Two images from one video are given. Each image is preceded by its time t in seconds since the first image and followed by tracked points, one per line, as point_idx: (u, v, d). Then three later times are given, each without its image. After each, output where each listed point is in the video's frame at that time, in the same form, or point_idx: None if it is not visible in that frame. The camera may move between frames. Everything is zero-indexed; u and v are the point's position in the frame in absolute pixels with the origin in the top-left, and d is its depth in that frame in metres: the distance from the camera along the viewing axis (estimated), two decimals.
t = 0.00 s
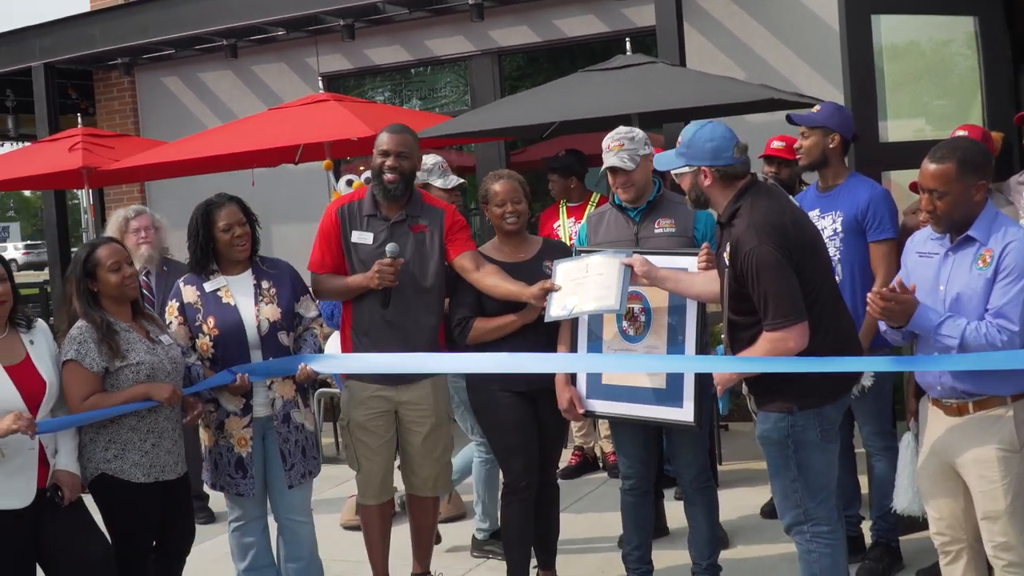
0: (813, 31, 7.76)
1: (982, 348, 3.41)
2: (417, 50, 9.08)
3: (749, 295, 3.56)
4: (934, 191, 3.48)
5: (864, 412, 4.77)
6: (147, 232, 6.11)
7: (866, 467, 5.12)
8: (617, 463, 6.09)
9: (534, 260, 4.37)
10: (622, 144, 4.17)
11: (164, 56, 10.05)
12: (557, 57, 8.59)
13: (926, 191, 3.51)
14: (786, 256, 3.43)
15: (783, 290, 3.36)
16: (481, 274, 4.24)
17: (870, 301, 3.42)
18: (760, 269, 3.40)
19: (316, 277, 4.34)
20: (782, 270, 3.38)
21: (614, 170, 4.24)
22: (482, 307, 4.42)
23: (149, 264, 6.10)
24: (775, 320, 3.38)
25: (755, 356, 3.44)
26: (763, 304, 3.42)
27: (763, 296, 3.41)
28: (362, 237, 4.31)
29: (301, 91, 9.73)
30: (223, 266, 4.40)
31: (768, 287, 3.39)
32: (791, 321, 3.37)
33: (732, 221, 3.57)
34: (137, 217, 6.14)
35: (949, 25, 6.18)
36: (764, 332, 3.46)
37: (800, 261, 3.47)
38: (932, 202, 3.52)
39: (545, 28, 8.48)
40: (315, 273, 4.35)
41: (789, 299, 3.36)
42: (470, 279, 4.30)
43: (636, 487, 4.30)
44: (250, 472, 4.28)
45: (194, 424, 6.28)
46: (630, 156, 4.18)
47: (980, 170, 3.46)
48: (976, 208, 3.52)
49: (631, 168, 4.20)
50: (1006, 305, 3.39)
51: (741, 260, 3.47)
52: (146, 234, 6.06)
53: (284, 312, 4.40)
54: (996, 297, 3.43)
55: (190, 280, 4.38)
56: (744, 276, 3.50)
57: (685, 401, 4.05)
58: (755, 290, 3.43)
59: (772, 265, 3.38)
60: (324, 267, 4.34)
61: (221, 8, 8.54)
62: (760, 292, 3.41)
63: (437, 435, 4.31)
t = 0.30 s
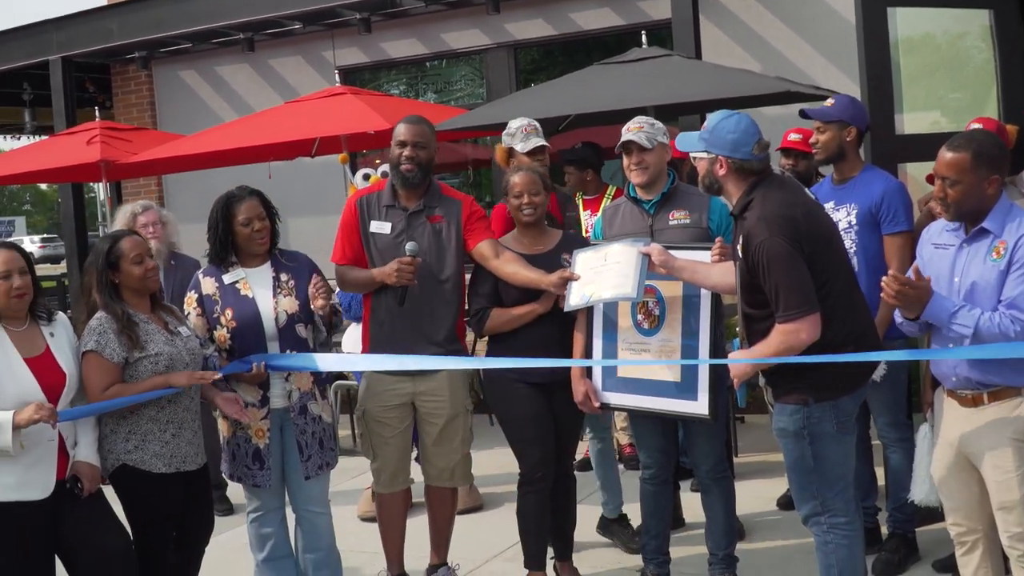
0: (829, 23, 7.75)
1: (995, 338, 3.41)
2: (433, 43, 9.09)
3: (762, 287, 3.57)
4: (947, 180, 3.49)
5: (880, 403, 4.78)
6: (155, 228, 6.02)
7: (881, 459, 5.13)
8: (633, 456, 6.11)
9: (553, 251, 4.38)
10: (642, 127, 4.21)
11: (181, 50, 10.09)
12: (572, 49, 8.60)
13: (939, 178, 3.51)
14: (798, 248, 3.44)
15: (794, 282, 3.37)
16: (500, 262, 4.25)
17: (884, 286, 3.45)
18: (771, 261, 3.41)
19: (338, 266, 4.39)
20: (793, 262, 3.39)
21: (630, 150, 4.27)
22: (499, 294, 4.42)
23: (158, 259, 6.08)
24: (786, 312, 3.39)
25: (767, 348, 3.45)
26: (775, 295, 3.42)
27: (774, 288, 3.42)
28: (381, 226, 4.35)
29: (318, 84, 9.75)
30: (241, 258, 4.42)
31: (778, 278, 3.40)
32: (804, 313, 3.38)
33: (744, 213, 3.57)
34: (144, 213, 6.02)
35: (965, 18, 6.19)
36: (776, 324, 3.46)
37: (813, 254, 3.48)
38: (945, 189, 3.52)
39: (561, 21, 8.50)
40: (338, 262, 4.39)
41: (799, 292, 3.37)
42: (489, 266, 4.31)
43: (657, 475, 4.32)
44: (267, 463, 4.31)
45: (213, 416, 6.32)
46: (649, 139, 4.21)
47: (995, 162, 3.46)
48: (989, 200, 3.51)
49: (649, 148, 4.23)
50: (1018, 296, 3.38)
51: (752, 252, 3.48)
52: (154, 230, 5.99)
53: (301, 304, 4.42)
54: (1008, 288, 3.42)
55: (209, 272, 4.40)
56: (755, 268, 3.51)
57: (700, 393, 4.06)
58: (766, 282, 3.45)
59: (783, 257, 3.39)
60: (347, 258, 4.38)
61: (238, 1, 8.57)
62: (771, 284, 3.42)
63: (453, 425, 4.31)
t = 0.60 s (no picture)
0: (843, 24, 7.78)
1: (1002, 338, 3.42)
2: (448, 40, 9.14)
3: (771, 284, 3.60)
4: (955, 177, 3.54)
5: (889, 401, 4.82)
6: (169, 221, 5.97)
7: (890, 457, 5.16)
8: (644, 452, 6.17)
9: (568, 246, 4.41)
10: (655, 124, 4.23)
11: (198, 44, 10.14)
12: (586, 47, 8.64)
13: (948, 176, 3.57)
14: (808, 244, 3.47)
15: (803, 278, 3.41)
16: (513, 258, 4.33)
17: (892, 287, 3.45)
18: (781, 257, 3.45)
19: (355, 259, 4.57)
20: (802, 258, 3.42)
21: (640, 145, 4.28)
22: (512, 290, 4.49)
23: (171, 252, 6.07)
24: (794, 308, 3.43)
25: (776, 344, 3.48)
26: (784, 291, 3.46)
27: (783, 284, 3.45)
28: (399, 220, 4.46)
29: (333, 79, 9.79)
30: (259, 251, 4.45)
31: (787, 275, 3.43)
32: (812, 308, 3.41)
33: (755, 210, 3.61)
34: (158, 206, 5.96)
35: (977, 20, 6.23)
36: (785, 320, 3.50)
37: (822, 252, 3.51)
38: (954, 187, 3.58)
39: (576, 18, 8.54)
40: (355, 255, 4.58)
41: (808, 288, 3.40)
42: (504, 260, 4.39)
43: (668, 471, 4.37)
44: (281, 453, 4.36)
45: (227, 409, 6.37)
46: (660, 136, 4.23)
47: (1004, 161, 3.50)
48: (997, 200, 3.55)
49: (661, 145, 4.25)
50: None
51: (762, 248, 3.52)
52: (168, 223, 5.95)
53: (318, 292, 4.43)
54: (1016, 288, 3.44)
55: (227, 263, 4.44)
56: (765, 264, 3.55)
57: (709, 387, 4.07)
58: (776, 278, 3.48)
59: (792, 254, 3.43)
60: (363, 252, 4.56)
61: None
62: (780, 280, 3.46)
63: (466, 417, 4.38)
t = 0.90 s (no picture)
0: (858, 24, 7.78)
1: (1014, 337, 3.43)
2: (462, 39, 9.16)
3: (785, 281, 3.62)
4: (962, 173, 3.60)
5: (901, 400, 4.83)
6: (188, 220, 6.00)
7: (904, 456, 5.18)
8: (658, 450, 6.19)
9: (584, 245, 4.44)
10: (670, 125, 4.25)
11: (213, 43, 10.18)
12: (599, 46, 8.66)
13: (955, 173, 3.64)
14: (823, 241, 3.49)
15: (818, 273, 3.43)
16: (529, 256, 4.36)
17: (907, 283, 3.48)
18: (796, 253, 3.47)
19: (371, 258, 4.59)
20: (817, 254, 3.44)
21: (656, 146, 4.29)
22: (528, 288, 4.53)
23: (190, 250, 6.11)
24: (809, 303, 3.44)
25: (789, 340, 3.50)
26: (798, 287, 3.48)
27: (797, 279, 3.47)
28: (415, 219, 4.49)
29: (347, 78, 9.82)
30: (275, 250, 4.49)
31: (802, 270, 3.45)
32: (826, 304, 3.42)
33: (770, 208, 3.64)
34: (177, 204, 6.00)
35: (991, 21, 6.24)
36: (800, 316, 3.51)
37: (837, 249, 3.53)
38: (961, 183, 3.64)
39: (590, 18, 8.56)
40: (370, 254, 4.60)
41: (823, 284, 3.42)
42: (520, 258, 4.42)
43: (681, 469, 4.39)
44: (298, 450, 4.39)
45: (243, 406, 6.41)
46: (676, 136, 4.25)
47: (1006, 161, 3.52)
48: (999, 198, 3.58)
49: (675, 145, 4.26)
50: None
51: (777, 244, 3.53)
52: (187, 222, 5.98)
53: (336, 293, 4.48)
54: None
55: (244, 262, 4.47)
56: (779, 261, 3.57)
57: (723, 386, 4.08)
58: (790, 274, 3.51)
59: (807, 250, 3.45)
60: (379, 252, 4.58)
61: None
62: (795, 276, 3.48)
63: (482, 415, 4.41)
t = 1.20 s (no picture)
0: (868, 17, 7.76)
1: None
2: (471, 34, 9.15)
3: (801, 273, 3.62)
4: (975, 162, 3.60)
5: (913, 394, 4.83)
6: (201, 215, 6.00)
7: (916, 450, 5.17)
8: (669, 444, 6.19)
9: (597, 240, 4.44)
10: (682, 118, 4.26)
11: (221, 39, 10.17)
12: (607, 40, 8.66)
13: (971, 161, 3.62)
14: (839, 233, 3.49)
15: (833, 265, 3.43)
16: (543, 250, 4.36)
17: (919, 274, 3.48)
18: (812, 245, 3.47)
19: (383, 253, 4.59)
20: (833, 246, 3.44)
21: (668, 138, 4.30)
22: (540, 282, 4.52)
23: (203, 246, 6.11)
24: (825, 295, 3.44)
25: (806, 332, 3.50)
26: (814, 279, 3.48)
27: (813, 271, 3.48)
28: (426, 213, 4.49)
29: (356, 73, 9.81)
30: (290, 244, 4.50)
31: (819, 262, 3.45)
32: (842, 296, 3.42)
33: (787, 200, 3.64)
34: (191, 199, 6.00)
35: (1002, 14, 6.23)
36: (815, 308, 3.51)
37: (852, 241, 3.53)
38: (976, 172, 3.62)
39: (600, 12, 8.55)
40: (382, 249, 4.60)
41: (839, 276, 3.42)
42: (532, 253, 4.42)
43: (693, 464, 4.39)
44: (311, 445, 4.39)
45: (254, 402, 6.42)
46: (688, 129, 4.25)
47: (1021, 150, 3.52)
48: (1016, 186, 3.57)
49: (688, 139, 4.26)
50: None
51: (793, 236, 3.54)
52: (200, 218, 5.98)
53: (349, 292, 4.49)
54: None
55: (257, 256, 4.47)
56: (795, 253, 3.57)
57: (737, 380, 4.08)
58: (806, 266, 3.51)
59: (824, 241, 3.45)
60: (391, 246, 4.58)
61: None
62: (811, 268, 3.48)
63: (494, 410, 4.41)
